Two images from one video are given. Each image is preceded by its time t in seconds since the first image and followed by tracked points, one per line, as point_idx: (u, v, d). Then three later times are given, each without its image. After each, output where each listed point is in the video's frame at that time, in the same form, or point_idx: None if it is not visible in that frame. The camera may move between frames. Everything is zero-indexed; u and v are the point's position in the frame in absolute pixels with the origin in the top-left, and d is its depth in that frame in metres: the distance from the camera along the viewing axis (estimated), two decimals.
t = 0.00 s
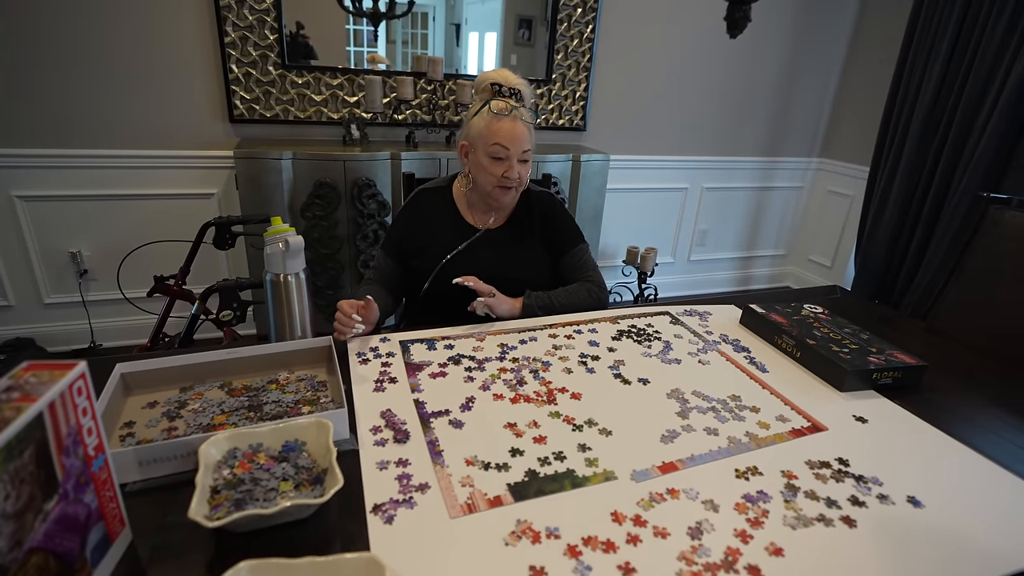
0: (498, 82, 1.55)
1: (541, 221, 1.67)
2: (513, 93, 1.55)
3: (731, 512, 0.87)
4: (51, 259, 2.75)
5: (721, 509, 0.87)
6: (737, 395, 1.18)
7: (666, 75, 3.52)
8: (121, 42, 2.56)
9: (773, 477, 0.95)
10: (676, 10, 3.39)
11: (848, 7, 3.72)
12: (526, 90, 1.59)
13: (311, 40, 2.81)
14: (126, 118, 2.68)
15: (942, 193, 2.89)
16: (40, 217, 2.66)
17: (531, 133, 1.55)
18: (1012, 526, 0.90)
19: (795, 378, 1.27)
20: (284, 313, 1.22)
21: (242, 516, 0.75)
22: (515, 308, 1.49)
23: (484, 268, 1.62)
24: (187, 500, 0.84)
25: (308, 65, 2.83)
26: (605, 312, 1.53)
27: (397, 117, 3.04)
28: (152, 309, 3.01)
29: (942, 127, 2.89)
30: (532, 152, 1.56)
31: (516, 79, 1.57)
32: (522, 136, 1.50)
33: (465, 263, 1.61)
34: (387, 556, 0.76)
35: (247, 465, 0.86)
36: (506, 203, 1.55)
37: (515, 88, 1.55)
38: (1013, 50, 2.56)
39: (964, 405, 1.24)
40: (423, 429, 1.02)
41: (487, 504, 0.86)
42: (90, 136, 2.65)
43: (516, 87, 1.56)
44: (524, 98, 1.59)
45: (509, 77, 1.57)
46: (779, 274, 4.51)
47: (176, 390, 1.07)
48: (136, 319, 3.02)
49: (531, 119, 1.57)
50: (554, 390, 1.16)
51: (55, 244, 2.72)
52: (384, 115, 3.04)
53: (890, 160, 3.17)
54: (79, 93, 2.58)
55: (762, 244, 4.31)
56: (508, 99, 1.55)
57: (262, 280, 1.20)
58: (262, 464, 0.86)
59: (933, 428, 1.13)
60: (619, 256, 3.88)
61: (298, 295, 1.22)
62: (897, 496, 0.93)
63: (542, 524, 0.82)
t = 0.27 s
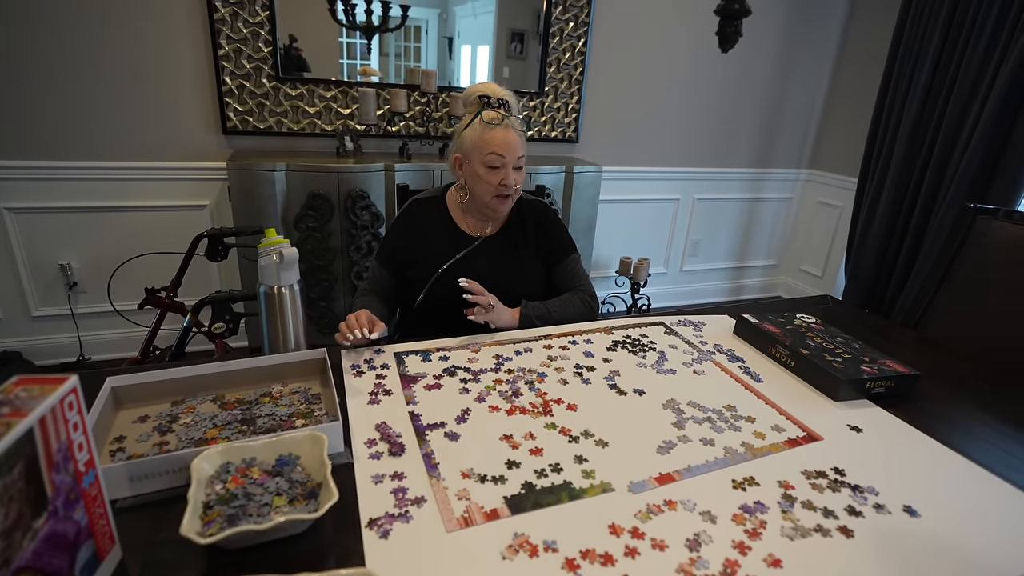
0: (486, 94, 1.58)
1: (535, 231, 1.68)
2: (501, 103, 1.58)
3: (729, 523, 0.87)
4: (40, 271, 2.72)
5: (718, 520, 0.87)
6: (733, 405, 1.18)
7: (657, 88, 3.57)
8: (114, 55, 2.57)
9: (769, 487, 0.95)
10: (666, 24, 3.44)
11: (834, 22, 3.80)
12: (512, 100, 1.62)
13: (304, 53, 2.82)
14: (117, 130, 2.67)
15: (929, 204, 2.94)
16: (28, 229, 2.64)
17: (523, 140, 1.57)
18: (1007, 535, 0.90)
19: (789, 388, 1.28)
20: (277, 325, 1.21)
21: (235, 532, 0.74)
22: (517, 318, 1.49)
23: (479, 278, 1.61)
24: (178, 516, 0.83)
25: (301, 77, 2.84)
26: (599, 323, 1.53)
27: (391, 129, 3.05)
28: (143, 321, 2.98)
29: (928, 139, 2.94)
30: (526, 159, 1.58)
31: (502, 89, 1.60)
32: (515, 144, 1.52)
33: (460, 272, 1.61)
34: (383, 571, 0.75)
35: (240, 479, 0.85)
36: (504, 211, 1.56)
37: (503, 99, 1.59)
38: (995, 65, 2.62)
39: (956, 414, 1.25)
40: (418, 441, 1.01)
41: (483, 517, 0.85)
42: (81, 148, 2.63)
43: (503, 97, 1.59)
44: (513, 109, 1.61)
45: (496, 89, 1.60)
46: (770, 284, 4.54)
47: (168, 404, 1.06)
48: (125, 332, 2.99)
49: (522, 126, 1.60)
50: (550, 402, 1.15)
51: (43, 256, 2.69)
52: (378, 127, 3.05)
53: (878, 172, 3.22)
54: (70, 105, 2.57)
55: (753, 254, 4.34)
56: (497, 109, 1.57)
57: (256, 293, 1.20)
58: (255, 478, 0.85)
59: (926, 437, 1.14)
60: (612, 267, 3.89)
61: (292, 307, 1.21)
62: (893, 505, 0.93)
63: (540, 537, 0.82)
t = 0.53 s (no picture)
0: (482, 103, 1.58)
1: (533, 241, 1.69)
2: (497, 113, 1.58)
3: (732, 532, 0.86)
4: (32, 284, 2.70)
5: (721, 529, 0.86)
6: (732, 413, 1.18)
7: (651, 98, 3.60)
8: (110, 67, 2.57)
9: (771, 495, 0.94)
10: (659, 36, 3.48)
11: (824, 34, 3.85)
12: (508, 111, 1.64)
13: (300, 65, 2.83)
14: (112, 141, 2.66)
15: (921, 212, 2.96)
16: (21, 241, 2.62)
17: (519, 149, 1.58)
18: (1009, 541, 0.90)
19: (789, 395, 1.28)
20: (274, 336, 1.20)
21: (232, 546, 0.73)
22: (525, 328, 1.48)
23: (476, 287, 1.62)
24: (174, 531, 0.82)
25: (297, 88, 2.85)
26: (598, 331, 1.53)
27: (387, 139, 3.06)
28: (136, 333, 2.96)
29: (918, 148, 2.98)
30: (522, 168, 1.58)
31: (499, 99, 1.61)
32: (512, 153, 1.53)
33: (458, 281, 1.61)
34: None
35: (237, 492, 0.83)
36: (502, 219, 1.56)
37: (499, 109, 1.59)
38: (982, 75, 2.66)
39: (955, 420, 1.25)
40: (417, 452, 1.00)
41: (484, 529, 0.84)
42: (75, 159, 2.62)
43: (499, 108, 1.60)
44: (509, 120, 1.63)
45: (492, 99, 1.60)
46: (766, 292, 4.55)
47: (163, 416, 1.04)
48: (119, 344, 2.96)
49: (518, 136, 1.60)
50: (549, 411, 1.15)
51: (36, 268, 2.67)
52: (374, 138, 3.06)
53: (870, 181, 3.26)
54: (65, 117, 2.57)
55: (748, 262, 4.36)
56: (494, 119, 1.57)
57: (252, 304, 1.19)
58: (252, 491, 0.84)
59: (925, 443, 1.14)
60: (608, 276, 3.90)
61: (289, 318, 1.21)
62: (896, 512, 0.93)
63: (542, 548, 0.81)
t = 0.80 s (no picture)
0: (487, 115, 1.57)
1: (531, 252, 1.69)
2: (500, 126, 1.57)
3: (732, 543, 0.85)
4: (26, 297, 2.69)
5: (722, 540, 0.86)
6: (731, 421, 1.18)
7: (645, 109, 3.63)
8: (105, 81, 2.57)
9: (771, 505, 0.94)
10: (653, 47, 3.51)
11: (815, 45, 3.90)
12: (518, 127, 1.61)
13: (296, 78, 2.84)
14: (107, 154, 2.66)
15: (914, 219, 2.99)
16: (15, 255, 2.60)
17: (510, 164, 1.53)
18: (1011, 548, 0.89)
19: (787, 403, 1.27)
20: (270, 348, 1.20)
21: (226, 563, 0.72)
22: (515, 339, 1.49)
23: (473, 298, 1.62)
24: (168, 547, 0.80)
25: (293, 100, 2.86)
26: (596, 340, 1.53)
27: (383, 150, 3.07)
28: (131, 346, 2.94)
29: (910, 156, 3.01)
30: (509, 184, 1.54)
31: (507, 113, 1.59)
32: (495, 168, 1.49)
33: (456, 292, 1.61)
34: None
35: (232, 507, 0.82)
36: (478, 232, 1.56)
37: (503, 122, 1.57)
38: (971, 83, 2.70)
39: (952, 426, 1.25)
40: (415, 465, 0.99)
41: (483, 542, 0.83)
42: (70, 172, 2.62)
43: (505, 122, 1.58)
44: (516, 136, 1.60)
45: (499, 111, 1.58)
46: (762, 300, 4.56)
47: (157, 430, 1.03)
48: (113, 357, 2.94)
49: (514, 151, 1.56)
50: (548, 422, 1.14)
51: (29, 282, 2.66)
52: (370, 149, 3.06)
53: (863, 189, 3.28)
54: (60, 130, 2.57)
55: (744, 270, 4.38)
56: (494, 132, 1.56)
57: (248, 315, 1.18)
58: (247, 506, 0.83)
59: (925, 450, 1.14)
60: (605, 284, 3.90)
61: (285, 330, 1.20)
62: (896, 520, 0.92)
63: (542, 561, 0.80)
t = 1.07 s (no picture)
0: (477, 128, 1.55)
1: (527, 262, 1.69)
2: (489, 139, 1.55)
3: (736, 555, 0.84)
4: (21, 311, 2.67)
5: (725, 552, 0.85)
6: (732, 431, 1.17)
7: (641, 118, 3.65)
8: (102, 93, 2.58)
9: (774, 515, 0.93)
10: (648, 56, 3.54)
11: (808, 54, 3.94)
12: (510, 139, 1.58)
13: (293, 89, 2.85)
14: (103, 167, 2.66)
15: (910, 225, 3.00)
16: (10, 268, 2.59)
17: (497, 179, 1.52)
18: (1016, 557, 0.88)
19: (788, 412, 1.27)
20: (267, 361, 1.19)
21: None
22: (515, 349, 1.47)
23: (469, 310, 1.61)
24: (163, 565, 0.79)
25: (290, 112, 2.87)
26: (595, 350, 1.52)
27: (380, 161, 3.07)
28: (126, 359, 2.92)
29: (905, 163, 3.02)
30: (497, 199, 1.53)
31: (498, 125, 1.56)
32: (480, 184, 1.49)
33: (453, 304, 1.60)
34: None
35: (228, 525, 0.81)
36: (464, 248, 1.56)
37: (493, 135, 1.54)
38: (964, 91, 2.72)
39: (953, 433, 1.24)
40: (414, 478, 0.98)
41: (483, 557, 0.82)
42: (65, 185, 2.61)
43: (496, 135, 1.55)
44: (507, 149, 1.58)
45: (489, 122, 1.56)
46: (760, 307, 4.56)
47: (152, 446, 1.02)
48: (109, 370, 2.91)
49: (502, 165, 1.54)
50: (547, 433, 1.13)
51: (25, 295, 2.64)
52: (367, 160, 3.07)
53: (858, 195, 3.29)
54: (56, 143, 2.56)
55: (742, 277, 4.38)
56: (483, 145, 1.54)
57: (244, 329, 1.17)
58: (243, 523, 0.82)
59: (927, 458, 1.13)
60: (603, 293, 3.90)
61: (282, 343, 1.19)
62: (900, 531, 0.91)
63: None
